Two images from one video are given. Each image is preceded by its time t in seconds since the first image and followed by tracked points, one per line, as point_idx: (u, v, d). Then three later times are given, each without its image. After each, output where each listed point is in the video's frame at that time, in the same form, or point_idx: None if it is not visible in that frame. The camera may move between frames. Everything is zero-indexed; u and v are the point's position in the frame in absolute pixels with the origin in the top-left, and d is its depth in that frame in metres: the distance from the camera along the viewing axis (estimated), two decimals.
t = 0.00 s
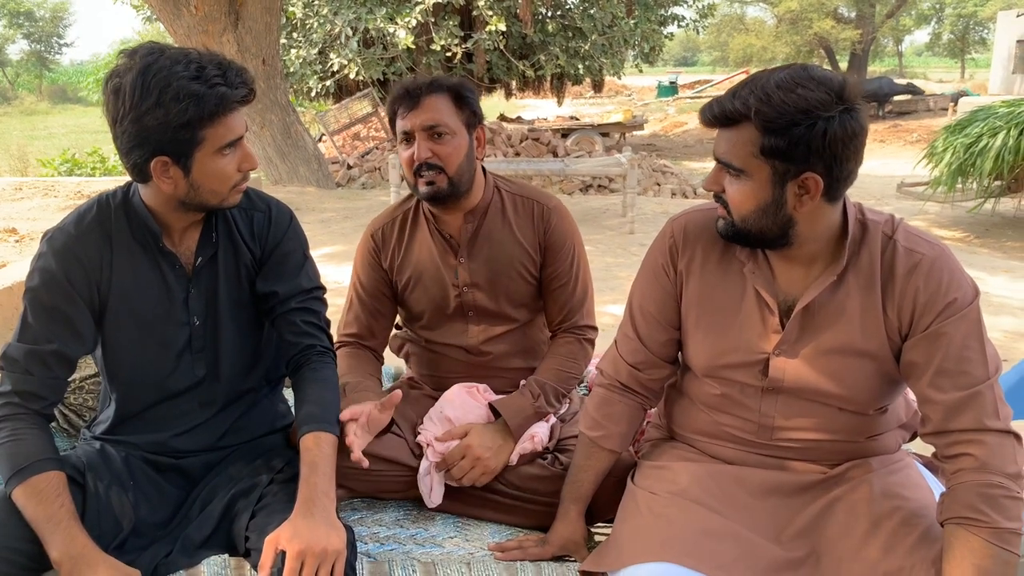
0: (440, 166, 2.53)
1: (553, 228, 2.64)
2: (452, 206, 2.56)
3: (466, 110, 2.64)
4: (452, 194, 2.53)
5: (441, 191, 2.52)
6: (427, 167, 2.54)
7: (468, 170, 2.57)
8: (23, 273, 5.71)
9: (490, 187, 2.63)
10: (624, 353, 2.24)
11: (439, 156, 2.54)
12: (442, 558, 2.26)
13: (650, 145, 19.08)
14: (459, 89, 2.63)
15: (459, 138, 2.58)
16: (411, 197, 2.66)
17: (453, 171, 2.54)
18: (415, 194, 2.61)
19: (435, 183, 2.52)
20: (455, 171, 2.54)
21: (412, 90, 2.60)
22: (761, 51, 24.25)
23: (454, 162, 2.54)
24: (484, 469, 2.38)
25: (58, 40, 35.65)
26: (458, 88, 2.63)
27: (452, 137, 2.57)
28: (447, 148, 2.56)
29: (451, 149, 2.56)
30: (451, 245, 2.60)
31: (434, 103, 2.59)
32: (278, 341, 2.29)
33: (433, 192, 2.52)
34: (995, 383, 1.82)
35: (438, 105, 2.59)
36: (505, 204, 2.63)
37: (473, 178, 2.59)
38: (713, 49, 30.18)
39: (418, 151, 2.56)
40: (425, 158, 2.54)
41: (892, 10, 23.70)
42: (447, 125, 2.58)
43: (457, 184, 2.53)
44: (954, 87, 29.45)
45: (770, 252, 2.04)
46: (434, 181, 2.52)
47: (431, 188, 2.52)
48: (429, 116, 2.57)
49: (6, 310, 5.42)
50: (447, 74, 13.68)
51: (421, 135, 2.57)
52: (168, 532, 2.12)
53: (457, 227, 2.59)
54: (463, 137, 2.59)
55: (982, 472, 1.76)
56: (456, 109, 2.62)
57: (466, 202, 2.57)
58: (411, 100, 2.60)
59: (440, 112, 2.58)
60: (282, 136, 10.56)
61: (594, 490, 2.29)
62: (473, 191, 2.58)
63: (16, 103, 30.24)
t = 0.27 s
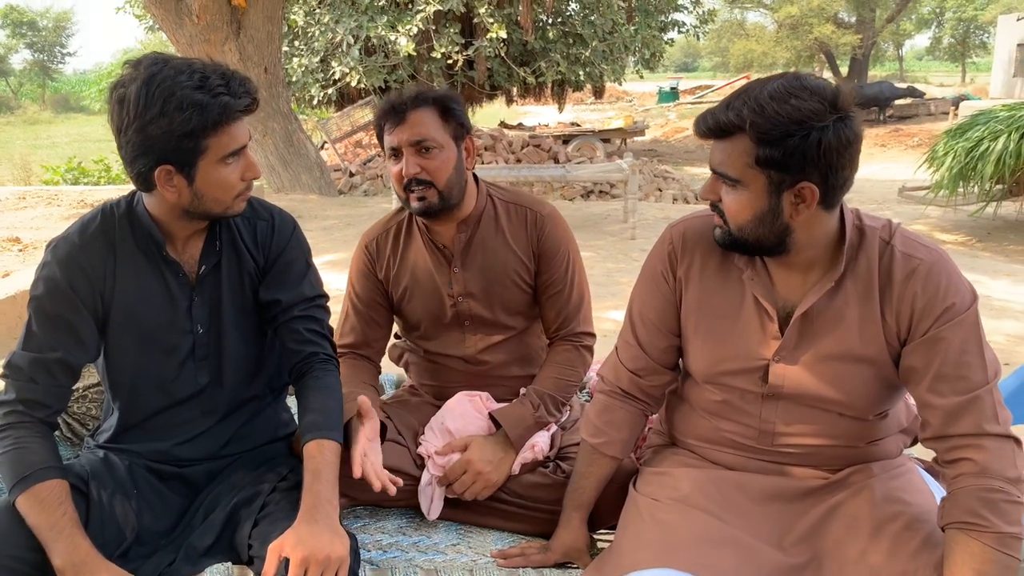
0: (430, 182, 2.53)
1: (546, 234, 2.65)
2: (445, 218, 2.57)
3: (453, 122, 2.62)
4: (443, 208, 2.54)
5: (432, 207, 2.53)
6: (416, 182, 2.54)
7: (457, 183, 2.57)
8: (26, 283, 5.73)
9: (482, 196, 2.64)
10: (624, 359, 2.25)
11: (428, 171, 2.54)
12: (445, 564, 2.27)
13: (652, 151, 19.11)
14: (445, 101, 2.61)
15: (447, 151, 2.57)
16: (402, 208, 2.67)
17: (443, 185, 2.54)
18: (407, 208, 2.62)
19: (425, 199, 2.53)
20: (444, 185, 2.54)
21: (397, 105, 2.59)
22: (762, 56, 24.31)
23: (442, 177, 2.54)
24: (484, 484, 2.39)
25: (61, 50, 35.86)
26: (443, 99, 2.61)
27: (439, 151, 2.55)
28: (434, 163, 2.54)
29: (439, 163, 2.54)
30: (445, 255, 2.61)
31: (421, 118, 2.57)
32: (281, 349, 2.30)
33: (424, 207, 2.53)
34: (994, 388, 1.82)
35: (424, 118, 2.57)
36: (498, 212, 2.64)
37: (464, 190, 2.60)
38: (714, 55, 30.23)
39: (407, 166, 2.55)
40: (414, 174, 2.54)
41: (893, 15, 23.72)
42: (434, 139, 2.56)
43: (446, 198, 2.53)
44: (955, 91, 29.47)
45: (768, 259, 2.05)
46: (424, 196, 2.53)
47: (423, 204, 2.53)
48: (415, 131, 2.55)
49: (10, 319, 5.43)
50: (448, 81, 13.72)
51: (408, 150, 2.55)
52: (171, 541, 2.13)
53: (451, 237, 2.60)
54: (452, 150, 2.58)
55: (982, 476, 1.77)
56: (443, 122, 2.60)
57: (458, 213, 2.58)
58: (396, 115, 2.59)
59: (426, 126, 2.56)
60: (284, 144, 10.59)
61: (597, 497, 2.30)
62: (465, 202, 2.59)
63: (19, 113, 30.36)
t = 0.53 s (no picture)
0: (427, 198, 2.53)
1: (547, 243, 2.66)
2: (444, 230, 2.58)
3: (450, 136, 2.60)
4: (440, 222, 2.55)
5: (429, 221, 2.54)
6: (412, 199, 2.54)
7: (455, 196, 2.57)
8: (35, 290, 5.77)
9: (482, 206, 2.65)
10: (629, 366, 2.26)
11: (424, 187, 2.53)
12: (450, 571, 2.28)
13: (657, 157, 19.12)
14: (440, 114, 2.59)
15: (443, 165, 2.56)
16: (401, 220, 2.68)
17: (440, 200, 2.54)
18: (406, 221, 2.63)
19: (422, 214, 2.53)
20: (441, 200, 2.54)
21: (393, 121, 2.57)
22: (767, 63, 24.33)
23: (440, 192, 2.53)
24: (490, 493, 2.40)
25: (69, 58, 36.11)
26: (439, 113, 2.59)
27: (436, 165, 2.55)
28: (431, 178, 2.54)
29: (435, 178, 2.54)
30: (446, 266, 2.62)
31: (418, 132, 2.55)
32: (287, 356, 2.31)
33: (422, 222, 2.54)
34: (998, 395, 1.83)
35: (420, 133, 2.55)
36: (498, 221, 2.66)
37: (462, 202, 2.60)
38: (718, 62, 30.28)
39: (404, 182, 2.55)
40: (410, 190, 2.54)
41: (897, 21, 23.71)
42: (430, 154, 2.55)
43: (443, 213, 2.54)
44: (960, 98, 29.43)
45: (771, 267, 2.06)
46: (421, 212, 2.53)
47: (420, 219, 2.54)
48: (411, 147, 2.54)
49: (19, 326, 5.47)
50: (453, 88, 13.77)
51: (405, 167, 2.55)
52: (177, 547, 2.14)
53: (451, 248, 2.61)
54: (448, 164, 2.58)
55: (986, 483, 1.77)
56: (438, 135, 2.58)
57: (457, 225, 2.59)
58: (392, 130, 2.58)
59: (422, 141, 2.54)
60: (290, 152, 10.63)
61: (601, 503, 2.30)
62: (464, 214, 2.60)
63: (28, 121, 30.54)
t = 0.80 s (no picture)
0: (429, 201, 2.54)
1: (550, 245, 2.67)
2: (447, 232, 2.59)
3: (454, 139, 2.61)
4: (444, 223, 2.55)
5: (432, 222, 2.55)
6: (416, 200, 2.55)
7: (458, 197, 2.58)
8: (42, 290, 5.81)
9: (486, 208, 2.67)
10: (631, 368, 2.27)
11: (428, 188, 2.54)
12: (452, 571, 2.28)
13: (661, 160, 19.13)
14: (444, 117, 2.60)
15: (447, 167, 2.57)
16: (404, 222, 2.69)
17: (441, 203, 2.55)
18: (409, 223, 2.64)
19: (424, 215, 2.54)
20: (445, 201, 2.55)
21: (397, 123, 2.58)
22: (772, 66, 24.32)
23: (443, 193, 2.54)
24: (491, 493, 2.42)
25: (76, 60, 36.28)
26: (443, 115, 2.60)
27: (440, 167, 2.56)
28: (434, 180, 2.55)
29: (438, 180, 2.55)
30: (449, 267, 2.63)
31: (421, 135, 2.56)
32: (291, 357, 2.33)
33: (425, 222, 2.54)
34: (999, 399, 1.83)
35: (425, 135, 2.56)
36: (501, 223, 2.67)
37: (465, 203, 2.61)
38: (724, 65, 30.28)
39: (407, 184, 2.56)
40: (413, 191, 2.55)
41: (904, 24, 23.65)
42: (434, 156, 2.56)
43: (447, 214, 2.55)
44: (967, 101, 29.37)
45: (773, 270, 2.06)
46: (424, 212, 2.54)
47: (423, 219, 2.54)
48: (416, 149, 2.55)
49: (26, 325, 5.50)
50: (459, 91, 13.79)
51: (409, 168, 2.56)
52: (181, 546, 2.16)
53: (453, 250, 2.62)
54: (452, 166, 2.58)
55: (987, 486, 1.77)
56: (443, 138, 2.59)
57: (460, 227, 2.60)
58: (396, 132, 2.58)
59: (425, 143, 2.55)
60: (296, 153, 10.66)
61: (603, 504, 2.31)
62: (467, 216, 2.61)
63: (35, 122, 30.67)
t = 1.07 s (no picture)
0: (437, 190, 2.57)
1: (554, 241, 2.69)
2: (452, 225, 2.60)
3: (461, 131, 2.64)
4: (450, 215, 2.57)
5: (440, 214, 2.56)
6: (423, 191, 2.57)
7: (465, 190, 2.60)
8: (46, 286, 5.83)
9: (490, 204, 2.68)
10: (632, 365, 2.28)
11: (435, 179, 2.57)
12: (453, 566, 2.29)
13: (665, 159, 19.11)
14: (452, 111, 2.65)
15: (454, 159, 2.60)
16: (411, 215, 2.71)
17: (450, 193, 2.57)
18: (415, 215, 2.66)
19: (432, 207, 2.56)
20: (451, 193, 2.57)
21: (406, 115, 2.62)
22: (777, 65, 24.29)
23: (450, 184, 2.57)
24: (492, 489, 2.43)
25: (81, 57, 36.38)
26: (451, 109, 2.65)
27: (447, 159, 2.60)
28: (441, 171, 2.58)
29: (446, 172, 2.58)
30: (453, 262, 2.65)
31: (430, 127, 2.60)
32: (293, 352, 2.34)
33: (431, 214, 2.56)
34: (998, 396, 1.84)
35: (432, 127, 2.60)
36: (506, 219, 2.68)
37: (472, 197, 2.64)
38: (728, 64, 30.26)
39: (414, 175, 2.59)
40: (421, 182, 2.58)
41: (909, 24, 23.59)
42: (441, 148, 2.60)
43: (453, 206, 2.57)
44: (972, 101, 29.30)
45: (773, 267, 2.07)
46: (431, 203, 2.56)
47: (430, 211, 2.56)
48: (423, 140, 2.59)
49: (30, 321, 5.53)
50: (462, 89, 13.79)
51: (417, 159, 2.59)
52: (185, 539, 2.17)
53: (459, 244, 2.64)
54: (459, 159, 2.62)
55: (985, 483, 1.78)
56: (450, 131, 2.63)
57: (465, 221, 2.61)
58: (405, 124, 2.63)
59: (433, 135, 2.60)
60: (299, 151, 10.67)
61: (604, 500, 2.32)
62: (472, 210, 2.63)
63: (39, 119, 30.74)
